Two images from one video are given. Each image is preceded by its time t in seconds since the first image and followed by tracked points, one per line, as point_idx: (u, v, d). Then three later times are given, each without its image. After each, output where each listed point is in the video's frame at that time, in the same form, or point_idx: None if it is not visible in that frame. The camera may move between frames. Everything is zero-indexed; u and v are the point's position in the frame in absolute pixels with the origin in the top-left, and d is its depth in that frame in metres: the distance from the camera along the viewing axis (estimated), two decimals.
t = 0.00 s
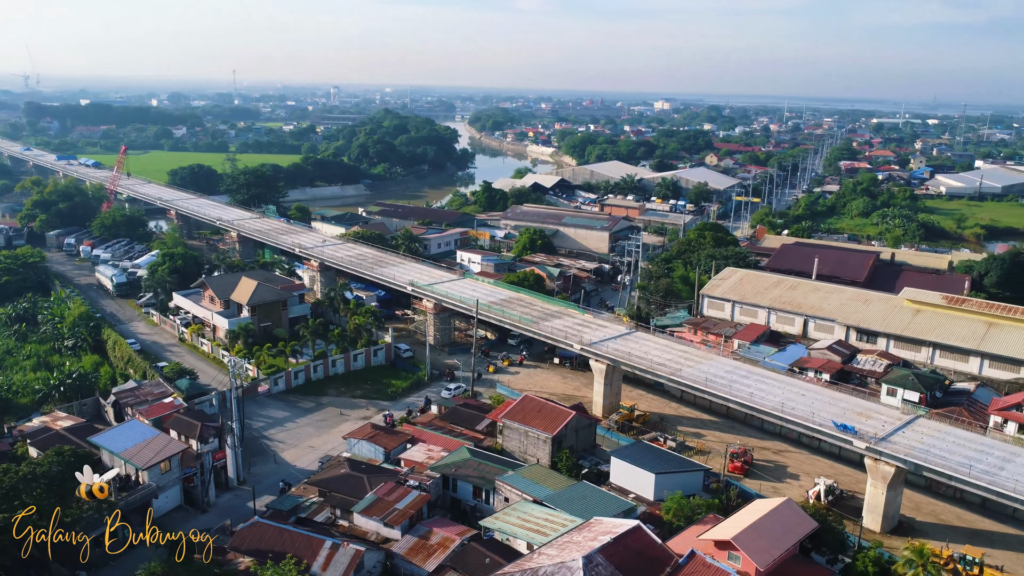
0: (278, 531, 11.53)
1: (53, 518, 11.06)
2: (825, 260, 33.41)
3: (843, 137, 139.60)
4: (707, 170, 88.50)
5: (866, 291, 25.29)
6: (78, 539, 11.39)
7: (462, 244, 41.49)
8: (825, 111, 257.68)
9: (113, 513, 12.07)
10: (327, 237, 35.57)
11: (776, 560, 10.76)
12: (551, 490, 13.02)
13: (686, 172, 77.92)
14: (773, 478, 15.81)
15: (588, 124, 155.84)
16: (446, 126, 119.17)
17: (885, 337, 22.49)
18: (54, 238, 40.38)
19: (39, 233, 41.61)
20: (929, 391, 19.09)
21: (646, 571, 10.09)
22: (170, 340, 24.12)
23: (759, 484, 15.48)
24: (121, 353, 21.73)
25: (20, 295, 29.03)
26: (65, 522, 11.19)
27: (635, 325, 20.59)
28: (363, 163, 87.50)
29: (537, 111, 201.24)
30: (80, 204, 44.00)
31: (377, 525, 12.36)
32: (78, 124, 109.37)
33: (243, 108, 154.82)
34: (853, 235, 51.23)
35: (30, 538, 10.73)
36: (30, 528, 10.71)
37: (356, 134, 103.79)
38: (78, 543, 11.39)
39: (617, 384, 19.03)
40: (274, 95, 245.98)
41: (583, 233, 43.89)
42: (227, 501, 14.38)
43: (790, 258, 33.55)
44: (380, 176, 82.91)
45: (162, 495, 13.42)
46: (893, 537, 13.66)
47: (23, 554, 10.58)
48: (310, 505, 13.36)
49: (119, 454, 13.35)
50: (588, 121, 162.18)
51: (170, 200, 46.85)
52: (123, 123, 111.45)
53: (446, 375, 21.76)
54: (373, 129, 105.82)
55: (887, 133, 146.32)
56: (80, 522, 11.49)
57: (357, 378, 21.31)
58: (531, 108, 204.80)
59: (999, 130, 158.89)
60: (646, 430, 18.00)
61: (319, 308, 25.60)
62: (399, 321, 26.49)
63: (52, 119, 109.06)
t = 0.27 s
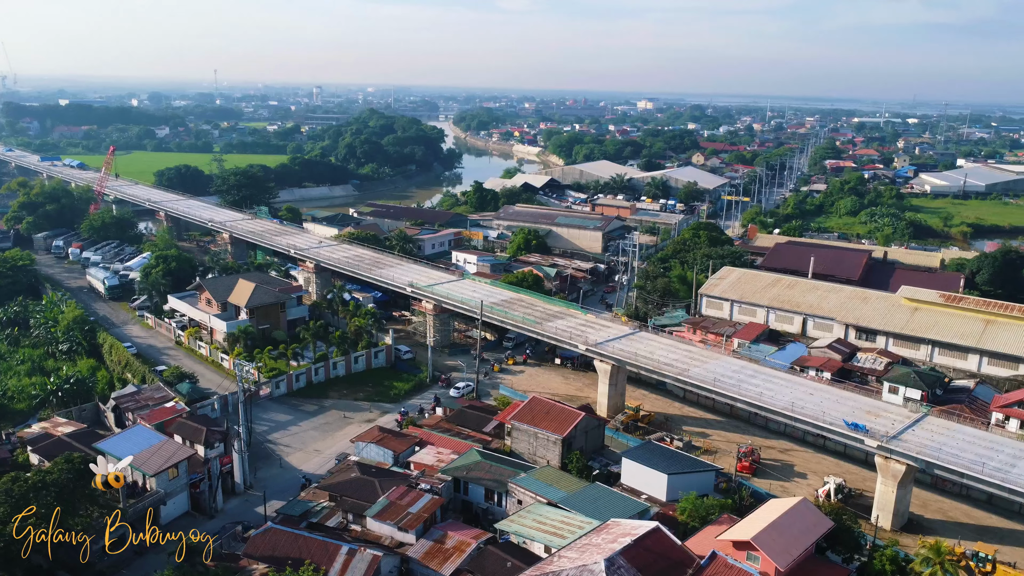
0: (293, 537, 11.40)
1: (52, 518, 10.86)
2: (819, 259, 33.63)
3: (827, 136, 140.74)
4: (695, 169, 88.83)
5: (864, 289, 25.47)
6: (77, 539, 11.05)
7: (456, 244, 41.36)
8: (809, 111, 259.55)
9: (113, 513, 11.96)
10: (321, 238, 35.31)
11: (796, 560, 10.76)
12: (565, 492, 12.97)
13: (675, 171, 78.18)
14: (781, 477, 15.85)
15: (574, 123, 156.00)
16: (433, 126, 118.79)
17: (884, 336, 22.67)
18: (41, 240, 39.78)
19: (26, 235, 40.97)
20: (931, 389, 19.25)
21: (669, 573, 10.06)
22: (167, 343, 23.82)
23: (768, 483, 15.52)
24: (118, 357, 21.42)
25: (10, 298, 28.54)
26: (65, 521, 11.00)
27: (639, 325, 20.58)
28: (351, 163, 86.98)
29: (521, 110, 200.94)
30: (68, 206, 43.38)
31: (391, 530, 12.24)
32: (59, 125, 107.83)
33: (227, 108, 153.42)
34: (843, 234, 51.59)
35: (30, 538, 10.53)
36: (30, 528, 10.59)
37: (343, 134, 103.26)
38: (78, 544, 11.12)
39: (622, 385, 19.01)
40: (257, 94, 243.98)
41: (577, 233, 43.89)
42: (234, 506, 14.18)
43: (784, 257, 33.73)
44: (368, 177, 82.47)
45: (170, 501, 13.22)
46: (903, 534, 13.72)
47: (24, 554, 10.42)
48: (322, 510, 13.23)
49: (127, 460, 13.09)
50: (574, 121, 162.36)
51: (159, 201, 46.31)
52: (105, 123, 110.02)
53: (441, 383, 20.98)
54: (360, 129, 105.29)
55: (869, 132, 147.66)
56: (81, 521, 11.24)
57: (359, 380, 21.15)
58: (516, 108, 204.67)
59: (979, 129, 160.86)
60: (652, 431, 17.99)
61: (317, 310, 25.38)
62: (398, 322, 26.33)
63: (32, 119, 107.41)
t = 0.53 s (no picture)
0: (311, 543, 11.28)
1: (52, 517, 10.73)
2: (815, 257, 33.82)
3: (811, 134, 141.70)
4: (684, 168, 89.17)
5: (863, 287, 25.63)
6: (77, 539, 10.93)
7: (451, 244, 41.23)
8: (793, 110, 261.37)
9: (114, 513, 11.72)
10: (317, 239, 35.06)
11: (818, 559, 10.77)
12: (582, 494, 12.91)
13: (665, 170, 78.42)
14: (792, 476, 15.90)
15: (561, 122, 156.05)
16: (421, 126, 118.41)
17: (885, 333, 22.83)
18: (30, 243, 39.22)
19: (15, 238, 40.39)
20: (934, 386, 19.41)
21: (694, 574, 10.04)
22: (166, 346, 23.53)
23: (779, 482, 15.55)
24: (118, 361, 21.14)
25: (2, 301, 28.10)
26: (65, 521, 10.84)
27: (644, 325, 20.56)
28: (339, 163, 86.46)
29: (506, 109, 200.82)
30: (57, 207, 42.79)
31: (408, 534, 12.14)
32: (40, 125, 106.37)
33: (211, 108, 152.08)
34: (835, 232, 51.97)
35: (30, 538, 10.39)
36: (30, 527, 10.49)
37: (330, 133, 102.72)
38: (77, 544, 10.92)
39: (629, 385, 18.99)
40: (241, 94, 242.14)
41: (571, 233, 43.87)
42: (246, 511, 14.03)
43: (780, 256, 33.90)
44: (357, 177, 82.05)
45: (182, 508, 13.07)
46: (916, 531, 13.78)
47: (24, 554, 10.23)
48: (336, 514, 13.12)
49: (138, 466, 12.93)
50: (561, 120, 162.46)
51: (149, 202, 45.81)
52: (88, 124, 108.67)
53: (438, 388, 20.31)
54: (348, 129, 104.76)
55: (853, 130, 148.90)
56: (84, 521, 11.11)
57: (362, 382, 21.00)
58: (502, 107, 204.57)
59: (960, 127, 162.72)
60: (660, 430, 17.99)
61: (317, 311, 25.18)
62: (398, 323, 26.18)
63: (13, 120, 105.86)
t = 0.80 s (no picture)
0: (330, 549, 11.18)
1: (52, 517, 10.68)
2: (811, 256, 34.00)
3: (798, 133, 142.73)
4: (674, 167, 89.44)
5: (863, 286, 25.79)
6: (77, 539, 10.62)
7: (447, 245, 41.09)
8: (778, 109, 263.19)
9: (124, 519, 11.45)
10: (314, 239, 34.81)
11: (839, 560, 10.77)
12: (599, 495, 12.86)
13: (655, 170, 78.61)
14: (802, 475, 15.94)
15: (549, 121, 156.30)
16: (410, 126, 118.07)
17: (886, 331, 22.97)
18: (20, 245, 38.67)
19: (4, 240, 39.80)
20: (939, 383, 19.53)
21: None
22: (166, 349, 23.25)
23: (790, 481, 15.58)
24: (118, 365, 20.85)
25: None
26: (65, 519, 10.72)
27: (649, 325, 20.54)
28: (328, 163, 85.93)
29: (492, 108, 200.55)
30: (46, 208, 42.21)
31: (427, 538, 12.04)
32: (22, 125, 104.89)
33: (196, 108, 150.73)
34: (826, 231, 52.29)
35: (29, 537, 10.37)
36: (30, 528, 10.50)
37: (318, 133, 102.13)
38: (77, 544, 10.59)
39: (637, 385, 18.97)
40: (226, 93, 240.26)
41: (567, 233, 43.86)
42: (258, 517, 13.82)
43: (778, 255, 34.05)
44: (347, 177, 81.64)
45: (194, 514, 12.86)
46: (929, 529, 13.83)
47: (22, 553, 10.17)
48: (352, 519, 13.00)
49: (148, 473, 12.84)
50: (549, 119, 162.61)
51: (140, 203, 45.32)
52: (71, 124, 107.33)
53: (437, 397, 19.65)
54: (337, 129, 104.25)
55: (838, 129, 150.03)
56: (86, 523, 10.89)
57: (367, 384, 20.85)
58: (488, 106, 204.23)
59: (943, 125, 164.55)
60: (668, 430, 17.98)
61: (318, 313, 24.97)
62: (399, 324, 26.03)
63: None
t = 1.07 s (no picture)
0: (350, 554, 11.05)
1: (53, 518, 10.54)
2: (807, 254, 34.17)
3: (784, 132, 143.65)
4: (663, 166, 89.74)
5: (863, 284, 25.92)
6: (77, 539, 10.39)
7: (442, 245, 40.95)
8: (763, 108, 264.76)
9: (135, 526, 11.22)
10: (310, 240, 34.57)
11: (863, 560, 10.76)
12: (617, 498, 12.81)
13: (646, 169, 78.82)
14: (813, 474, 15.98)
15: (537, 120, 156.40)
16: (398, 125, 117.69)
17: (888, 330, 23.10)
18: (9, 247, 38.12)
19: None
20: (943, 382, 19.66)
21: None
22: (165, 353, 22.97)
23: (802, 481, 15.61)
24: (118, 369, 20.58)
25: None
26: (66, 520, 10.55)
27: (656, 326, 20.52)
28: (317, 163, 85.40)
29: (477, 108, 200.37)
30: (36, 210, 41.65)
31: (446, 543, 11.95)
32: (4, 125, 103.47)
33: (181, 108, 149.36)
34: (819, 230, 52.66)
35: (30, 538, 10.31)
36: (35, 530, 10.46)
37: (306, 133, 101.54)
38: (77, 544, 10.34)
39: (644, 385, 18.96)
40: (210, 92, 238.29)
41: (562, 232, 43.85)
42: (272, 522, 13.67)
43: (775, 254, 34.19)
44: (337, 177, 81.20)
45: (209, 521, 12.72)
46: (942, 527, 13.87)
47: (20, 555, 10.08)
48: (368, 524, 12.87)
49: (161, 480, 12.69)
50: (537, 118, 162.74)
51: (131, 204, 44.82)
52: (55, 124, 106.02)
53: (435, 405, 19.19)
54: (325, 129, 103.71)
55: (823, 127, 151.15)
56: (88, 524, 10.64)
57: (372, 387, 20.72)
58: (475, 106, 203.85)
59: (926, 124, 166.40)
60: (677, 431, 17.98)
61: (319, 315, 24.78)
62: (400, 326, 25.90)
63: None
